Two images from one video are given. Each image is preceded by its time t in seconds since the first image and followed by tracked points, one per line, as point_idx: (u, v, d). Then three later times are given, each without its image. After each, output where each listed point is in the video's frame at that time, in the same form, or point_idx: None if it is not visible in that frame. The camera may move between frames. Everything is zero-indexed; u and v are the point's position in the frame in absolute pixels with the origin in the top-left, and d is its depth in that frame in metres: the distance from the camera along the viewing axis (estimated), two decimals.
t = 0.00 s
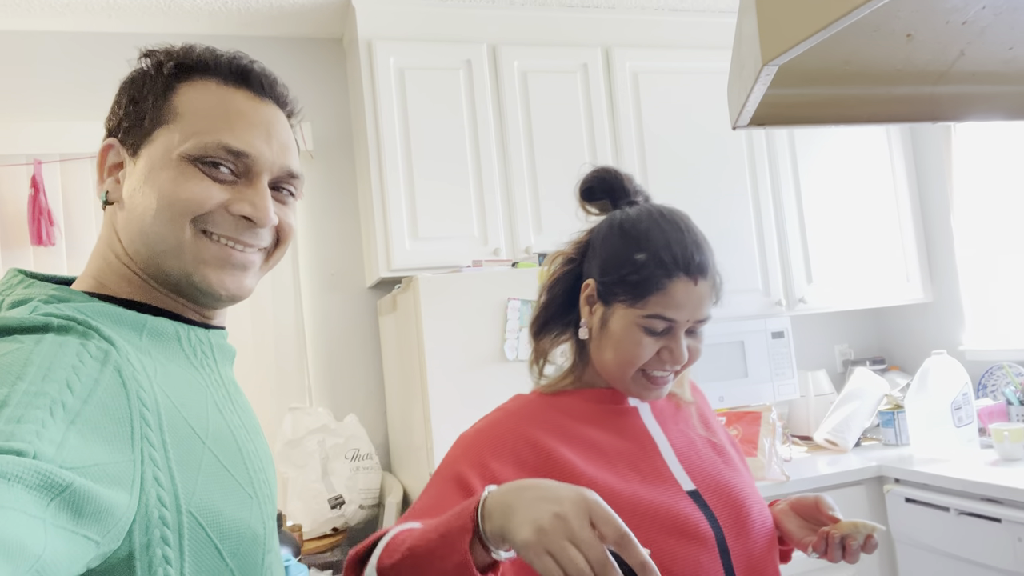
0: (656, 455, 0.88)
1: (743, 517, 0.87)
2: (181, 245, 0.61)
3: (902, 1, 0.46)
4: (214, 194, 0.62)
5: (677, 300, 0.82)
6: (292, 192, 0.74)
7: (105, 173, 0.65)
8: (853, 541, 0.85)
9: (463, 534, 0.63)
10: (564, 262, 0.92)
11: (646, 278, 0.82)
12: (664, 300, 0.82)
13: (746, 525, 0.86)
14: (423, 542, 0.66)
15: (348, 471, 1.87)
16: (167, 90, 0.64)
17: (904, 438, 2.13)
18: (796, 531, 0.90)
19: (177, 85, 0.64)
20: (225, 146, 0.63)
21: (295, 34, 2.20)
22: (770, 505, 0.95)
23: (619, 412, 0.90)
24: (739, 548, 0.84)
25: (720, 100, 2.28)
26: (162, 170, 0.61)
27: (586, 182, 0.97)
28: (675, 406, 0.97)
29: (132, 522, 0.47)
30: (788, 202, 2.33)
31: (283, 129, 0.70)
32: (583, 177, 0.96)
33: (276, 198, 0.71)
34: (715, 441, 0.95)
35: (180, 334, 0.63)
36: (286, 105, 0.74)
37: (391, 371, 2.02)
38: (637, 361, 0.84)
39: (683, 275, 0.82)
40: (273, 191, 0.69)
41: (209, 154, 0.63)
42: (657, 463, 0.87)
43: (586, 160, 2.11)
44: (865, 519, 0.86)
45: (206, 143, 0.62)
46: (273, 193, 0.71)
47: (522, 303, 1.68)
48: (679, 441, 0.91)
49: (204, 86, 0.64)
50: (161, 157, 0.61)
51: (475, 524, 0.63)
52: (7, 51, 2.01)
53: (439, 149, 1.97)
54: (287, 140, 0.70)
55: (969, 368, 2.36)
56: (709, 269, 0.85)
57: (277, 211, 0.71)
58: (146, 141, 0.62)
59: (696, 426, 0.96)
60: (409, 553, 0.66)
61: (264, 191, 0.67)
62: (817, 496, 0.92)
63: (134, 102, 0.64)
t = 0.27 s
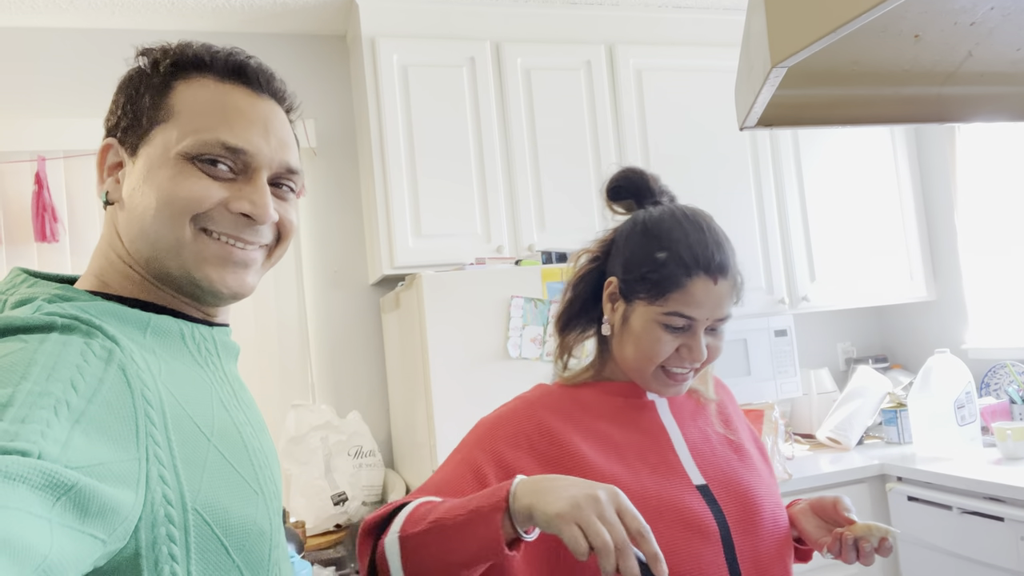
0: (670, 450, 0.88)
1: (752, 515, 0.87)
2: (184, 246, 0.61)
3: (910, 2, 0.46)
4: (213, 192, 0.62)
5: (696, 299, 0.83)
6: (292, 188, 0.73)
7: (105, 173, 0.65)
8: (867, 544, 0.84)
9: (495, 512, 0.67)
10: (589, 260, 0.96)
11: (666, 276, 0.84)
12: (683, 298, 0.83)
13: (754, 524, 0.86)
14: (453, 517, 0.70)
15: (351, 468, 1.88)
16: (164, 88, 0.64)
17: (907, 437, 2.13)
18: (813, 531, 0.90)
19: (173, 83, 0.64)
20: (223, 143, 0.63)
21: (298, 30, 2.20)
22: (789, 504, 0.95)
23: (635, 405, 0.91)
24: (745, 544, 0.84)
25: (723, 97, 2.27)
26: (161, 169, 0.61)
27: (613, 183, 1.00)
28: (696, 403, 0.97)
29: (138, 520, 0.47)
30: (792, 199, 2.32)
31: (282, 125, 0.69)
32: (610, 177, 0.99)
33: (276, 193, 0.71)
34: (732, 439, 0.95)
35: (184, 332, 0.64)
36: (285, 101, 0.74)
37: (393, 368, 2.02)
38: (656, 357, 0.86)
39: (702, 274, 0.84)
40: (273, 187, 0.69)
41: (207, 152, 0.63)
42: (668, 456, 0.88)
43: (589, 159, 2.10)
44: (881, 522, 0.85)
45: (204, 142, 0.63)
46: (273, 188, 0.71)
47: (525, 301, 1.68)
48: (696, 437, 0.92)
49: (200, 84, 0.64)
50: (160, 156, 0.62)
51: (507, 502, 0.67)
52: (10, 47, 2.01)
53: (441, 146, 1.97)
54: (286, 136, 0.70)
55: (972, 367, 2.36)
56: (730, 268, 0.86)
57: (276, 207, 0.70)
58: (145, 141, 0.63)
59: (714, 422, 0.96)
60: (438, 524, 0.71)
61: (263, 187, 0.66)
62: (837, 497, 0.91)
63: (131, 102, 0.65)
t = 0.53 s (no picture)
0: (678, 448, 0.88)
1: (760, 514, 0.86)
2: (181, 248, 0.61)
3: (912, 6, 0.46)
4: (212, 195, 0.62)
5: (704, 295, 0.85)
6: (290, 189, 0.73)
7: (100, 175, 0.65)
8: (875, 541, 0.85)
9: (546, 538, 0.67)
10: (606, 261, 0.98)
11: (676, 273, 0.86)
12: (691, 294, 0.85)
13: (762, 524, 0.86)
14: (499, 536, 0.69)
15: (351, 471, 1.87)
16: (161, 91, 0.64)
17: (907, 440, 2.13)
18: (822, 531, 0.90)
19: (170, 85, 0.64)
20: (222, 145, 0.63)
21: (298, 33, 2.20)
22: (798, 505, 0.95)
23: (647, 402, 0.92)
24: (751, 542, 0.84)
25: (723, 100, 2.27)
26: (159, 171, 0.61)
27: (627, 188, 1.01)
28: (705, 403, 0.97)
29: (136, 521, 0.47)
30: (791, 201, 2.32)
31: (280, 126, 0.70)
32: (625, 182, 1.00)
33: (273, 194, 0.71)
34: (743, 440, 0.95)
35: (182, 334, 0.64)
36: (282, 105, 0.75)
37: (394, 370, 2.02)
38: (665, 354, 0.87)
39: (711, 271, 0.86)
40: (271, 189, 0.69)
41: (206, 153, 0.63)
42: (676, 454, 0.88)
43: (589, 162, 2.11)
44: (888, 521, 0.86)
45: (203, 143, 0.63)
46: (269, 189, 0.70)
47: (526, 303, 1.68)
48: (705, 438, 0.91)
49: (198, 85, 0.64)
50: (157, 158, 0.61)
51: (557, 527, 0.67)
52: (11, 50, 2.01)
53: (442, 148, 1.97)
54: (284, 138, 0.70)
55: (972, 369, 2.36)
56: (737, 267, 0.88)
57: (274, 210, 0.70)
58: (143, 144, 0.62)
59: (724, 423, 0.96)
60: (481, 542, 0.70)
61: (260, 188, 0.66)
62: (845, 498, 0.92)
63: (129, 103, 0.64)
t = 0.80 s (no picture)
0: (691, 447, 0.88)
1: (773, 514, 0.86)
2: (217, 259, 0.62)
3: (915, 6, 0.46)
4: (242, 207, 0.63)
5: (714, 292, 0.85)
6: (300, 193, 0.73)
7: (110, 186, 0.63)
8: (890, 533, 0.84)
9: (574, 519, 0.67)
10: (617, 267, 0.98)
11: (684, 272, 0.86)
12: (701, 292, 0.86)
13: (775, 523, 0.86)
14: (528, 522, 0.69)
15: (354, 477, 1.87)
16: (173, 97, 0.63)
17: (911, 445, 2.12)
18: (836, 526, 0.89)
19: (183, 91, 0.64)
20: (245, 151, 0.64)
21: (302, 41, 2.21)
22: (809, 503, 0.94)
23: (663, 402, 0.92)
24: (764, 541, 0.84)
25: (725, 107, 2.28)
26: (187, 181, 0.61)
27: (634, 194, 1.01)
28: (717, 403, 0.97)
29: (134, 524, 0.47)
30: (793, 207, 2.33)
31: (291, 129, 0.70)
32: (631, 188, 1.00)
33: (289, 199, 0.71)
34: (754, 440, 0.94)
35: (181, 335, 0.64)
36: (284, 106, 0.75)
37: (396, 376, 2.02)
38: (677, 353, 0.87)
39: (717, 268, 0.86)
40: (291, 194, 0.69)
41: (232, 160, 0.63)
42: (689, 453, 0.88)
43: (591, 168, 2.11)
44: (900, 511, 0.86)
45: (228, 150, 0.63)
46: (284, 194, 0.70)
47: (529, 309, 1.68)
48: (719, 438, 0.91)
49: (211, 91, 0.65)
50: (184, 167, 0.61)
51: (586, 508, 0.67)
52: (16, 59, 2.02)
53: (444, 155, 1.98)
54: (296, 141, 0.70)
55: (975, 375, 2.36)
56: (744, 264, 0.88)
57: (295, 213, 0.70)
58: (164, 154, 0.62)
59: (735, 423, 0.96)
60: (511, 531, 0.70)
61: (283, 190, 0.66)
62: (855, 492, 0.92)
63: (139, 109, 0.63)
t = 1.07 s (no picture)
0: (704, 445, 0.88)
1: (785, 512, 0.86)
2: (219, 252, 0.62)
3: (923, 4, 0.46)
4: (243, 198, 0.63)
5: (721, 290, 0.86)
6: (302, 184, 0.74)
7: (111, 187, 0.64)
8: (900, 546, 0.82)
9: (592, 511, 0.67)
10: (627, 267, 0.99)
11: (691, 271, 0.87)
12: (707, 290, 0.86)
13: (787, 521, 0.85)
14: (548, 510, 0.69)
15: (359, 479, 1.87)
16: (168, 94, 0.64)
17: (917, 446, 2.11)
18: (851, 533, 0.88)
19: (178, 88, 0.65)
20: (245, 144, 0.65)
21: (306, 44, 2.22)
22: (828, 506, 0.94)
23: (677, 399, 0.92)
24: (777, 538, 0.84)
25: (729, 107, 2.28)
26: (186, 175, 0.62)
27: (642, 196, 1.01)
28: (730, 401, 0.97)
29: (133, 525, 0.47)
30: (797, 207, 2.33)
31: (286, 123, 0.71)
32: (641, 189, 1.01)
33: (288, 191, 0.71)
34: (768, 440, 0.94)
35: (182, 336, 0.64)
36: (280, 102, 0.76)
37: (401, 378, 2.02)
38: (689, 352, 0.88)
39: (726, 268, 0.86)
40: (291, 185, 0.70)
41: (233, 153, 0.64)
42: (702, 449, 0.88)
43: (595, 169, 2.12)
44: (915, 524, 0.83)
45: (229, 143, 0.64)
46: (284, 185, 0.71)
47: (534, 310, 1.68)
48: (733, 438, 0.91)
49: (209, 88, 0.66)
50: (183, 161, 0.62)
51: (605, 500, 0.67)
52: (22, 63, 2.03)
53: (448, 156, 1.98)
54: (293, 135, 0.71)
55: (981, 375, 2.35)
56: (752, 263, 0.88)
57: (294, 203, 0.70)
58: (163, 150, 0.63)
59: (749, 422, 0.96)
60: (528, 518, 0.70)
61: (284, 180, 0.67)
62: (873, 495, 0.90)
63: (138, 108, 0.64)
